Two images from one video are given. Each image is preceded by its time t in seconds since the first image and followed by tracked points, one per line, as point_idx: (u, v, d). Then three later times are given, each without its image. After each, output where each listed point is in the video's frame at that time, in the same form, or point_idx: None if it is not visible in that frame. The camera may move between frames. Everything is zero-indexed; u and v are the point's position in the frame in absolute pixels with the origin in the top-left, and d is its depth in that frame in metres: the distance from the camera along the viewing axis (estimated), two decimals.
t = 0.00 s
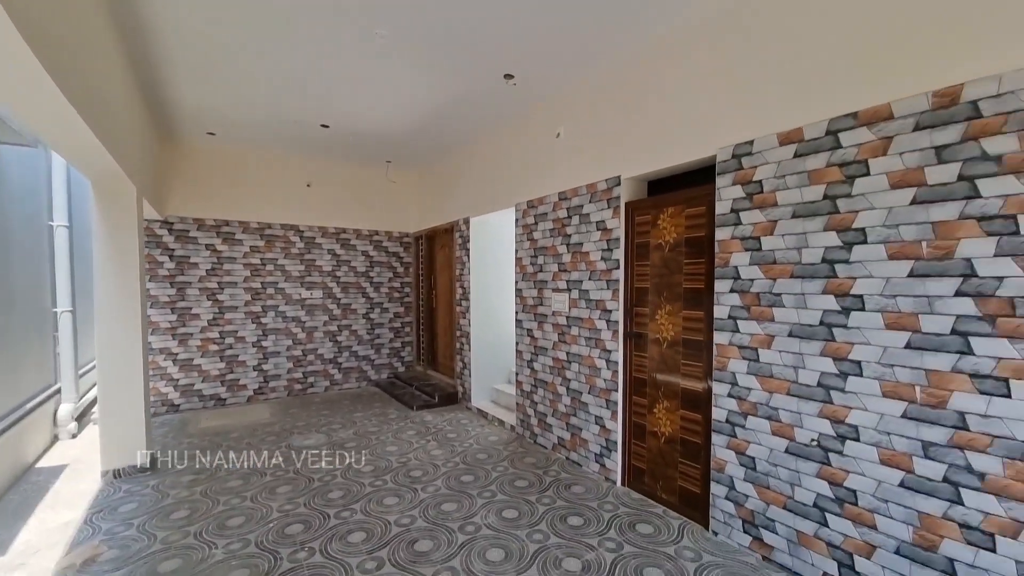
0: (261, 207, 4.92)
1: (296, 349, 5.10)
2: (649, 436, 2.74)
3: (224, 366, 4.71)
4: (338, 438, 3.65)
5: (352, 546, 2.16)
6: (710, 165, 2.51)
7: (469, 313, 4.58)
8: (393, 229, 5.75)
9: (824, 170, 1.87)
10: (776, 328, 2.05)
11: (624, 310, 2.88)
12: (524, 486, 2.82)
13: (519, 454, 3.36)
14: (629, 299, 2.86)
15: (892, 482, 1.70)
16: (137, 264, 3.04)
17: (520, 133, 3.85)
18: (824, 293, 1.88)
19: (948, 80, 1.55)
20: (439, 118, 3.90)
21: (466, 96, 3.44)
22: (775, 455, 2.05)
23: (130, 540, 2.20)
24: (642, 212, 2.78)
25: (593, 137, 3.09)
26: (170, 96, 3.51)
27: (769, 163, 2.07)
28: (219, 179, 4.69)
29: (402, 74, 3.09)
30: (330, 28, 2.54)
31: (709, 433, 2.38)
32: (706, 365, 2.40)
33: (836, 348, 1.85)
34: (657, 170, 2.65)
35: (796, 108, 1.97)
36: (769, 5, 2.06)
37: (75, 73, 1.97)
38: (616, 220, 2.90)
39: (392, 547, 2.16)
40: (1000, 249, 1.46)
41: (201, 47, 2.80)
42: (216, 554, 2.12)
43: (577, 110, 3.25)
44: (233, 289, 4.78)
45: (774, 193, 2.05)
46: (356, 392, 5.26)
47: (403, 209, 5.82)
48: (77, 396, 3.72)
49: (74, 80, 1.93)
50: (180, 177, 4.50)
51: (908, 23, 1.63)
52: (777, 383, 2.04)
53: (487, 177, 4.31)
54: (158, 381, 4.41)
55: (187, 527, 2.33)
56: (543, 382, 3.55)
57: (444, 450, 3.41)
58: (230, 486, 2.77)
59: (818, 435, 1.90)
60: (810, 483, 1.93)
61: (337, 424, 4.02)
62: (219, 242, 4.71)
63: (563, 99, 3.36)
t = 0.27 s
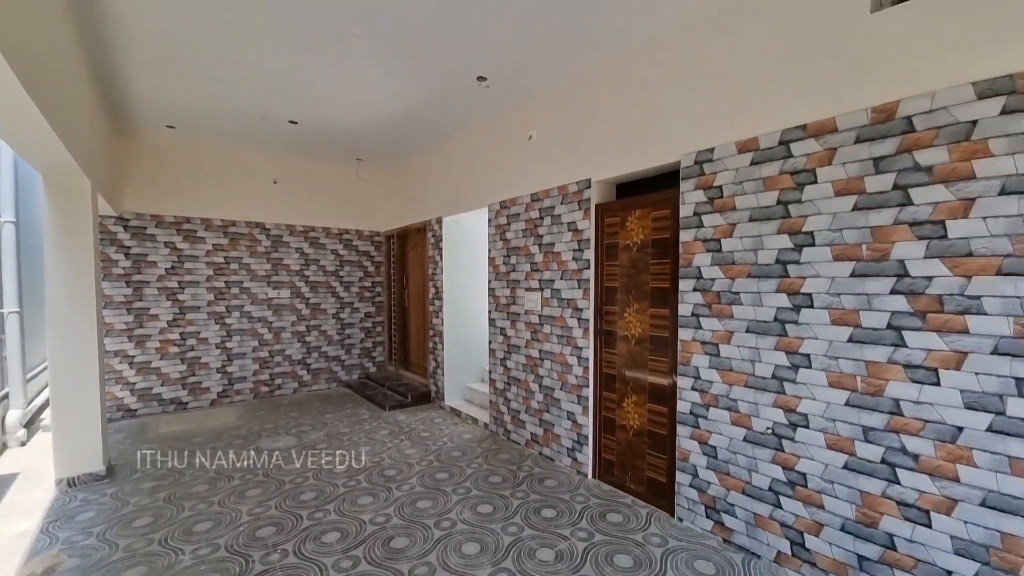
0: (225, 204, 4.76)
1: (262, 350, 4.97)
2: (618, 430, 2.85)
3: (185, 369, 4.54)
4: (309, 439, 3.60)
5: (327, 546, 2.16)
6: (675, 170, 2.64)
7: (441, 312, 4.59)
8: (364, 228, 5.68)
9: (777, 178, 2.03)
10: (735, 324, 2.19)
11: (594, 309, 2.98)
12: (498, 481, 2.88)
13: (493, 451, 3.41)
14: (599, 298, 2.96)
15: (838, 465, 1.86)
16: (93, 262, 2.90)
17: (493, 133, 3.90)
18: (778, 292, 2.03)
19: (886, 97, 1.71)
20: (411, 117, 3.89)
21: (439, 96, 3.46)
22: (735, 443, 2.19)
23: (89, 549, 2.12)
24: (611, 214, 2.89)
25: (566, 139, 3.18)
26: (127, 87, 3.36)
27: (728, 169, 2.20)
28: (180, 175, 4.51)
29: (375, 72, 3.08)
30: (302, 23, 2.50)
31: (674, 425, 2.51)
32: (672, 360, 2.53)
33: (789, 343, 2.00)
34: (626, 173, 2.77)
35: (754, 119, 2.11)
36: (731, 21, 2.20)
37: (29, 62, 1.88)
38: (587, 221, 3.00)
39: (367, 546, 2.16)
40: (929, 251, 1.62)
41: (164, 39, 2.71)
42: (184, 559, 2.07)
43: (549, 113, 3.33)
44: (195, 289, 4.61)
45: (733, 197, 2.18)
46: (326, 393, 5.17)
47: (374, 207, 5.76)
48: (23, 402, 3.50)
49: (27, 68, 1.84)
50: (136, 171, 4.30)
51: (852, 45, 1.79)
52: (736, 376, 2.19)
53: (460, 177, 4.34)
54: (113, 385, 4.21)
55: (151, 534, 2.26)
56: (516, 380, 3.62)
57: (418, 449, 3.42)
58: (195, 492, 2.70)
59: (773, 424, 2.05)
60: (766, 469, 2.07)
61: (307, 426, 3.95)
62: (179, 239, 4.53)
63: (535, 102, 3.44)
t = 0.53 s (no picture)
0: (185, 200, 4.57)
1: (226, 352, 4.80)
2: (589, 426, 2.93)
3: (142, 373, 4.33)
4: (277, 443, 3.51)
5: (298, 550, 2.13)
6: (643, 174, 2.74)
7: (414, 312, 4.57)
8: (333, 227, 5.58)
9: (736, 184, 2.17)
10: (699, 322, 2.31)
11: (565, 308, 3.06)
12: (472, 479, 2.90)
13: (466, 450, 3.43)
14: (570, 297, 3.04)
15: (791, 453, 1.99)
16: (42, 260, 2.74)
17: (465, 134, 3.92)
18: (737, 291, 2.17)
19: (833, 111, 1.86)
20: (383, 116, 3.86)
21: (412, 95, 3.45)
22: (698, 435, 2.31)
23: (41, 564, 2.01)
24: (582, 216, 2.97)
25: (537, 142, 3.24)
26: (79, 77, 3.18)
27: (692, 175, 2.34)
28: (135, 169, 4.30)
29: (347, 69, 3.05)
30: (271, 18, 2.45)
31: (643, 420, 2.61)
32: (640, 357, 2.63)
33: (747, 339, 2.14)
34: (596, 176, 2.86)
35: (717, 128, 2.25)
36: (695, 34, 2.32)
37: None
38: (558, 223, 3.07)
39: (341, 548, 2.15)
40: (870, 254, 1.78)
41: (121, 28, 2.59)
42: (146, 570, 1.99)
43: (521, 115, 3.39)
44: (153, 289, 4.41)
45: (697, 202, 2.32)
46: (294, 396, 5.05)
47: (344, 206, 5.66)
48: None
49: None
50: (87, 164, 4.08)
51: (804, 62, 1.94)
52: (700, 371, 2.31)
53: (432, 177, 4.33)
54: (61, 391, 3.97)
55: (109, 545, 2.16)
56: (489, 379, 3.65)
57: (390, 450, 3.40)
58: (156, 500, 2.59)
59: (733, 417, 2.18)
60: (727, 458, 2.20)
61: (275, 429, 3.86)
62: (135, 237, 4.32)
63: (508, 104, 3.49)
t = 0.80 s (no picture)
0: (139, 194, 4.34)
1: (184, 354, 4.59)
2: (561, 422, 2.98)
3: (91, 377, 4.09)
4: (242, 447, 3.40)
5: (267, 556, 2.07)
6: (614, 176, 2.81)
7: (385, 311, 4.51)
8: (300, 224, 5.42)
9: (702, 187, 2.26)
10: (667, 320, 2.40)
11: (538, 307, 3.10)
12: (445, 479, 2.90)
13: (440, 450, 3.42)
14: (543, 296, 3.08)
15: (753, 444, 2.10)
16: None
17: (438, 131, 3.89)
18: (703, 290, 2.26)
19: (791, 120, 1.98)
20: (353, 111, 3.78)
21: (384, 91, 3.40)
22: (666, 429, 2.40)
23: None
24: (554, 216, 3.02)
25: (511, 141, 3.26)
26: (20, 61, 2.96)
27: (660, 178, 2.42)
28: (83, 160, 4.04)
29: (317, 63, 2.97)
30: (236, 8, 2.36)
31: (614, 415, 2.68)
32: (611, 355, 2.70)
33: (712, 336, 2.23)
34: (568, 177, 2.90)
35: (684, 132, 2.33)
36: (664, 41, 2.40)
37: None
38: (531, 222, 3.10)
39: (311, 552, 2.11)
40: (823, 255, 1.90)
41: (69, 11, 2.43)
42: None
43: (494, 114, 3.40)
44: (104, 288, 4.16)
45: (664, 204, 2.40)
46: (259, 398, 4.88)
47: (311, 202, 5.51)
48: None
49: None
50: (29, 154, 3.80)
51: (765, 73, 2.05)
52: (668, 367, 2.40)
53: (403, 174, 4.28)
54: None
55: (60, 559, 2.04)
56: (462, 378, 3.65)
57: (362, 452, 3.35)
58: (111, 511, 2.46)
59: (699, 411, 2.28)
60: (693, 450, 2.30)
61: (239, 433, 3.72)
62: (83, 233, 4.06)
63: (481, 102, 3.49)
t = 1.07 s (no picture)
0: (87, 188, 4.06)
1: (138, 358, 4.34)
2: (536, 421, 3.01)
3: (33, 384, 3.80)
4: (203, 455, 3.25)
5: (233, 567, 1.99)
6: (586, 178, 2.87)
7: (354, 312, 4.41)
8: (264, 222, 5.23)
9: (671, 191, 2.34)
10: (638, 319, 2.47)
11: (512, 307, 3.12)
12: (419, 481, 2.87)
13: (413, 451, 3.39)
14: (517, 296, 3.10)
15: (719, 438, 2.19)
16: None
17: (410, 129, 3.84)
18: (672, 290, 2.34)
19: (754, 129, 2.08)
20: (323, 107, 3.69)
21: (355, 87, 3.33)
22: (638, 426, 2.47)
23: None
24: (528, 217, 3.04)
25: (485, 141, 3.26)
26: None
27: (631, 181, 2.49)
28: (24, 151, 3.75)
29: (285, 57, 2.88)
30: None
31: (587, 413, 2.74)
32: (584, 354, 2.75)
33: (681, 335, 2.32)
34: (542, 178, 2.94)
35: (654, 137, 2.41)
36: (634, 48, 2.47)
37: None
38: (505, 223, 3.12)
39: (281, 561, 2.04)
40: (784, 258, 2.00)
41: None
42: None
43: (467, 114, 3.39)
44: (47, 288, 3.88)
45: (635, 207, 2.47)
46: (220, 403, 4.68)
47: (276, 200, 5.32)
48: None
49: None
50: None
51: (730, 82, 2.14)
52: (639, 365, 2.47)
53: (375, 172, 4.20)
54: None
55: None
56: (435, 379, 3.63)
57: (332, 456, 3.27)
58: (59, 526, 2.31)
59: (669, 407, 2.36)
60: (663, 445, 2.38)
61: (200, 440, 3.56)
62: (24, 229, 3.77)
63: (454, 102, 3.48)
